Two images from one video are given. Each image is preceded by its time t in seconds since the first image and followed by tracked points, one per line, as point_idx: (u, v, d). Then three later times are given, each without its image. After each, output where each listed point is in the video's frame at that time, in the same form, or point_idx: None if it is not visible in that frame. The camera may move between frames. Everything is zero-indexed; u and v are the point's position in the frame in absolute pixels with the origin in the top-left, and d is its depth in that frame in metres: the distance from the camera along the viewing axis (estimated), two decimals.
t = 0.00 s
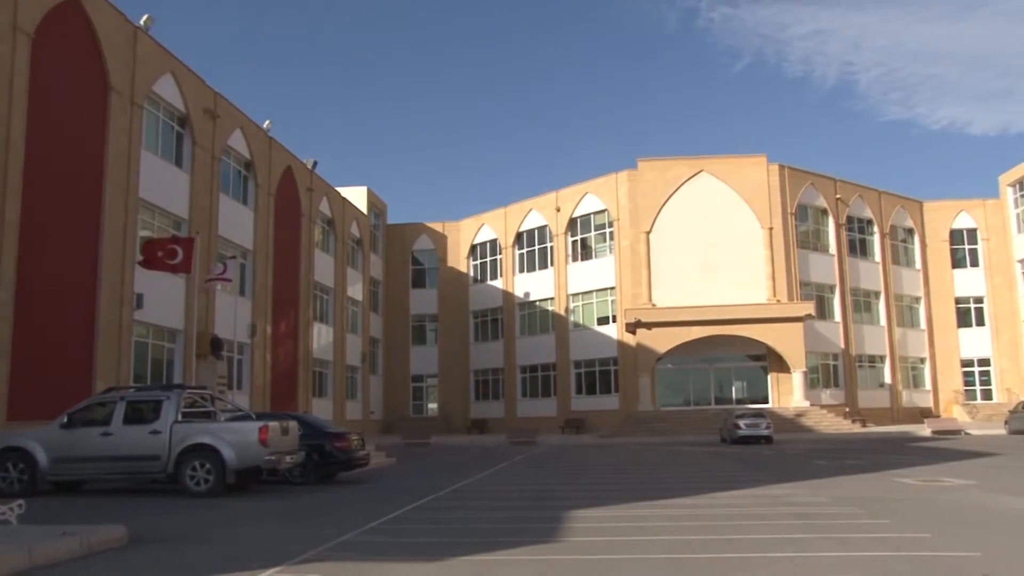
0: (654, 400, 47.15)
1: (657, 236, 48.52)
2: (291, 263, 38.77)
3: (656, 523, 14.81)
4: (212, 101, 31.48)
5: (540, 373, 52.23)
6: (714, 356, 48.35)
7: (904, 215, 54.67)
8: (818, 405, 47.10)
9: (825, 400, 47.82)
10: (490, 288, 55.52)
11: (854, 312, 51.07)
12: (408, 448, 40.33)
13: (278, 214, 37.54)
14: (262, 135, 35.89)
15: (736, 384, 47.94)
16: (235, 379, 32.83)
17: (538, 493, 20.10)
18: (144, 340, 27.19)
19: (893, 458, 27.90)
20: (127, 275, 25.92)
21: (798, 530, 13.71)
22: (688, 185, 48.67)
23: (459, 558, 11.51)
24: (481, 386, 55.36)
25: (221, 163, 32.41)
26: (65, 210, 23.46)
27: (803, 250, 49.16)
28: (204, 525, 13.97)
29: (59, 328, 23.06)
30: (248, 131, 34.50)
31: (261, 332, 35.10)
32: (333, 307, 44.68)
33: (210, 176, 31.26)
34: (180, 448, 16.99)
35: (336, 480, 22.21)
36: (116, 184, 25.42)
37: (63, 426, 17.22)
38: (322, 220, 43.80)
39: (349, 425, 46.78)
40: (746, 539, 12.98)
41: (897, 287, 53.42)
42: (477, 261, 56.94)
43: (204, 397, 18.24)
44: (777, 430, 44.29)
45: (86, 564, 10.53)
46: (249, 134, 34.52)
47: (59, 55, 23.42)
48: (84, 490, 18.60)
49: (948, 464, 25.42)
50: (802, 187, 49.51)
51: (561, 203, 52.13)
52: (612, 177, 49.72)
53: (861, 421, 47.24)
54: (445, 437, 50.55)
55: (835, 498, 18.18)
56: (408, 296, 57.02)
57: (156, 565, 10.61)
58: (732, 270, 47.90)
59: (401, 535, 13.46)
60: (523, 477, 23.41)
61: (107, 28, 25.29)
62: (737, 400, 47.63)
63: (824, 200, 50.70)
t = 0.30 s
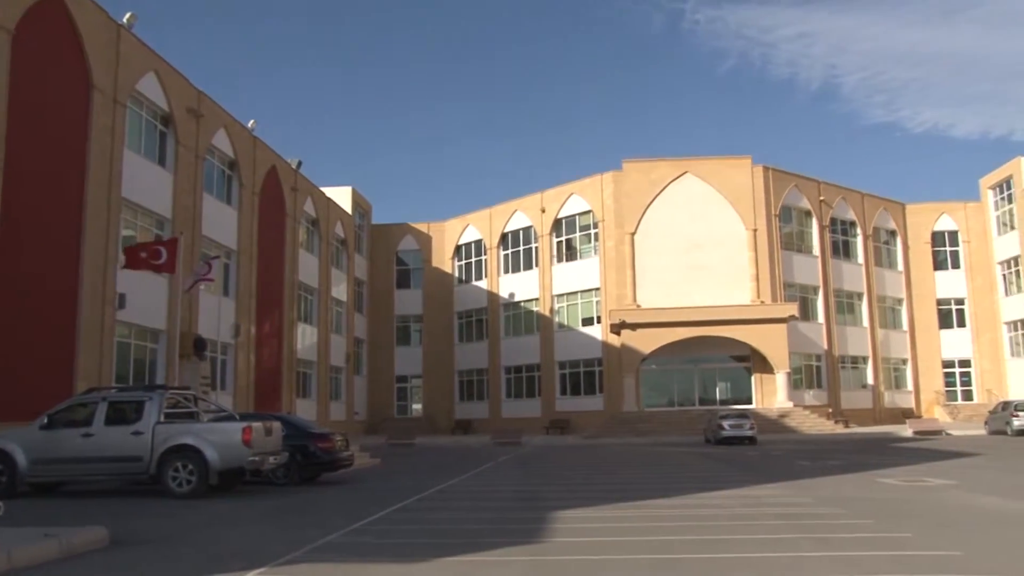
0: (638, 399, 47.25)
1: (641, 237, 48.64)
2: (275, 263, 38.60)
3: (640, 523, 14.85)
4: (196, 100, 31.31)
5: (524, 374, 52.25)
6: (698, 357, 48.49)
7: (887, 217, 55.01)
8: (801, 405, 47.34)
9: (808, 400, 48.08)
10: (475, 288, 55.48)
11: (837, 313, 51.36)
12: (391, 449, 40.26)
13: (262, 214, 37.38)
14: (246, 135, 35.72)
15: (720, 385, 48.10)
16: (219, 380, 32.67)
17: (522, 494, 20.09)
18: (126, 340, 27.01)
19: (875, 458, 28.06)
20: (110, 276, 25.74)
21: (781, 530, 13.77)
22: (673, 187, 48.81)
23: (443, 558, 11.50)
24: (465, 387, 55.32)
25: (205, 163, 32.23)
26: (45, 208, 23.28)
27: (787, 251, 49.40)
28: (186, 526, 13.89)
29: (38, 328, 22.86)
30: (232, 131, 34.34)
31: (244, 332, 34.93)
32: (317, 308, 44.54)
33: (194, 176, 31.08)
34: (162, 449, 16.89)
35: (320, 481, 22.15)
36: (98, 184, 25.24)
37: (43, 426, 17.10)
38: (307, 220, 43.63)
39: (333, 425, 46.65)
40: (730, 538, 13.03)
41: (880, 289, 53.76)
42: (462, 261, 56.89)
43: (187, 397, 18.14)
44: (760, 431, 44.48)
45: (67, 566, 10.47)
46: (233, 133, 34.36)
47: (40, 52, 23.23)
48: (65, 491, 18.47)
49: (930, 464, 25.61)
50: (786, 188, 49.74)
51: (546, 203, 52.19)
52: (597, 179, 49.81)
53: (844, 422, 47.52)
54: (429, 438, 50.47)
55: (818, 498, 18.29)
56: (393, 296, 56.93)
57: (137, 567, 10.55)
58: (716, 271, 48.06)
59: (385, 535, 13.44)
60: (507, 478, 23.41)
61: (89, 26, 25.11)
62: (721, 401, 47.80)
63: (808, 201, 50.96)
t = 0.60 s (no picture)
0: (620, 400, 47.19)
1: (624, 238, 48.76)
2: (258, 263, 38.45)
3: (622, 524, 14.88)
4: (177, 98, 31.13)
5: (507, 374, 52.25)
6: (680, 358, 48.63)
7: (868, 220, 55.41)
8: (783, 406, 47.59)
9: (789, 401, 48.34)
10: (458, 289, 55.42)
11: (819, 314, 51.67)
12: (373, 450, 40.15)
13: (245, 214, 37.23)
14: (228, 134, 35.56)
15: (702, 385, 48.26)
16: (200, 380, 32.52)
17: (504, 494, 20.08)
18: (106, 340, 26.82)
19: (855, 458, 28.24)
20: (90, 275, 25.56)
21: (762, 530, 13.83)
22: (655, 188, 48.95)
23: (424, 559, 11.48)
24: (448, 387, 55.25)
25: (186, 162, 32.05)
26: (23, 205, 23.10)
27: (769, 253, 49.65)
28: (166, 527, 13.80)
29: (15, 327, 22.67)
30: (214, 130, 34.17)
31: (226, 332, 34.78)
32: (299, 308, 44.38)
33: (176, 174, 30.93)
34: (142, 450, 16.77)
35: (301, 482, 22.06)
36: (78, 182, 25.07)
37: (21, 427, 16.95)
38: (289, 220, 43.46)
39: (315, 426, 46.50)
40: (711, 538, 13.10)
41: (861, 290, 54.13)
42: (445, 261, 56.82)
43: (167, 398, 18.01)
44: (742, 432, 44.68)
45: (44, 568, 10.37)
46: (215, 132, 34.20)
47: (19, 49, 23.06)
48: (43, 492, 18.32)
49: (908, 464, 25.85)
50: (768, 190, 49.98)
51: (529, 204, 52.23)
52: (580, 180, 49.90)
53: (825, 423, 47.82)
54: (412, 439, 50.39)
55: (797, 498, 18.42)
56: (376, 296, 56.80)
57: (116, 568, 10.47)
58: (699, 272, 48.24)
59: (366, 536, 13.41)
60: (489, 479, 23.41)
61: (69, 23, 24.92)
62: (703, 401, 47.95)
63: (789, 203, 51.25)
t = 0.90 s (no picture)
0: (603, 401, 47.32)
1: (607, 239, 48.86)
2: (239, 263, 38.25)
3: (603, 524, 14.92)
4: (158, 96, 30.93)
5: (489, 374, 52.23)
6: (663, 359, 48.77)
7: (849, 221, 55.76)
8: (764, 407, 47.83)
9: (771, 402, 48.60)
10: (440, 289, 55.36)
11: (800, 315, 51.95)
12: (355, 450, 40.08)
13: (226, 213, 37.04)
14: (210, 133, 35.38)
15: (684, 386, 48.42)
16: (181, 380, 32.34)
17: (485, 495, 20.06)
18: (86, 340, 26.62)
19: (835, 458, 28.42)
20: (69, 274, 25.35)
21: (743, 530, 13.89)
22: (638, 189, 49.08)
23: (405, 560, 11.44)
24: (430, 387, 55.18)
25: (168, 161, 31.86)
26: None
27: (751, 254, 49.89)
28: (146, 529, 13.71)
29: None
30: (196, 128, 33.98)
31: (208, 332, 34.61)
32: (281, 308, 44.18)
33: (157, 173, 30.74)
34: (122, 450, 16.66)
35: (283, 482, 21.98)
36: (57, 179, 24.88)
37: None
38: (271, 219, 43.28)
39: (297, 427, 46.33)
40: (693, 539, 13.14)
41: (842, 291, 54.47)
42: (427, 261, 56.73)
43: (148, 398, 17.89)
44: (723, 432, 44.88)
45: (20, 572, 10.27)
46: (197, 131, 34.01)
47: None
48: (22, 492, 18.19)
49: (888, 464, 26.03)
50: (751, 191, 50.23)
51: (512, 204, 52.27)
52: (563, 180, 49.98)
53: (806, 423, 48.11)
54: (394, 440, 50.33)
55: (778, 498, 18.52)
56: (358, 296, 56.67)
57: (94, 571, 10.39)
58: (681, 273, 48.41)
59: (348, 537, 13.37)
60: (472, 479, 23.41)
61: (48, 20, 24.71)
62: (685, 402, 48.12)
63: (771, 204, 51.52)
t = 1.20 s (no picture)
0: (586, 401, 47.39)
1: (590, 240, 48.95)
2: (222, 262, 38.07)
3: (587, 524, 14.92)
4: (141, 95, 30.76)
5: (473, 375, 52.20)
6: (646, 360, 48.89)
7: (832, 222, 56.06)
8: (747, 407, 48.06)
9: (753, 402, 48.82)
10: (423, 289, 55.29)
11: (783, 316, 52.21)
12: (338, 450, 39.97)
13: (209, 213, 36.86)
14: (192, 132, 35.20)
15: (667, 387, 48.56)
16: (163, 380, 32.17)
17: (469, 495, 20.03)
18: (66, 340, 26.42)
19: (816, 459, 28.58)
20: (50, 274, 25.17)
21: (726, 530, 13.94)
22: (622, 190, 49.19)
23: (388, 561, 11.40)
24: (414, 388, 55.08)
25: (150, 160, 31.67)
26: None
27: (734, 255, 50.10)
28: (126, 530, 13.60)
29: None
30: (178, 127, 33.80)
31: (190, 332, 34.43)
32: (264, 308, 43.99)
33: (139, 172, 30.56)
34: (102, 451, 16.53)
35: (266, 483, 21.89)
36: (37, 178, 24.68)
37: None
38: (254, 219, 43.10)
39: (280, 427, 46.13)
40: (676, 539, 13.17)
41: (824, 292, 54.78)
42: (411, 262, 56.63)
43: (129, 398, 17.77)
44: (707, 432, 45.04)
45: None
46: (180, 130, 33.83)
47: None
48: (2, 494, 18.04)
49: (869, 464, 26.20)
50: (734, 193, 50.44)
51: (495, 205, 52.28)
52: (547, 181, 50.04)
53: (788, 423, 48.35)
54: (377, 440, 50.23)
55: (759, 498, 18.61)
56: (342, 297, 56.57)
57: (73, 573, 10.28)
58: (664, 274, 48.55)
59: (331, 538, 13.31)
60: (455, 480, 23.39)
61: (28, 18, 24.52)
62: (668, 403, 48.26)
63: (754, 206, 51.75)
